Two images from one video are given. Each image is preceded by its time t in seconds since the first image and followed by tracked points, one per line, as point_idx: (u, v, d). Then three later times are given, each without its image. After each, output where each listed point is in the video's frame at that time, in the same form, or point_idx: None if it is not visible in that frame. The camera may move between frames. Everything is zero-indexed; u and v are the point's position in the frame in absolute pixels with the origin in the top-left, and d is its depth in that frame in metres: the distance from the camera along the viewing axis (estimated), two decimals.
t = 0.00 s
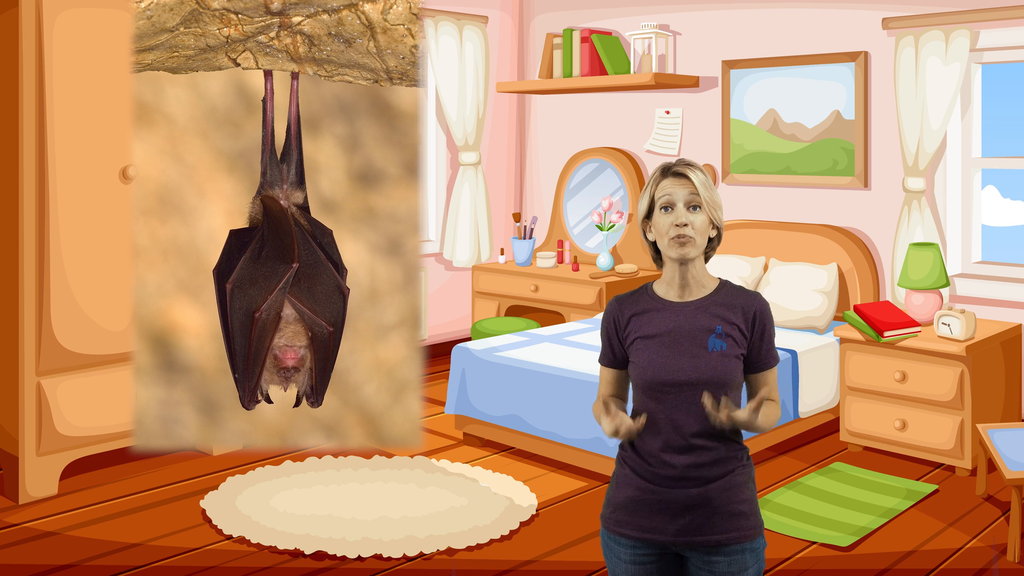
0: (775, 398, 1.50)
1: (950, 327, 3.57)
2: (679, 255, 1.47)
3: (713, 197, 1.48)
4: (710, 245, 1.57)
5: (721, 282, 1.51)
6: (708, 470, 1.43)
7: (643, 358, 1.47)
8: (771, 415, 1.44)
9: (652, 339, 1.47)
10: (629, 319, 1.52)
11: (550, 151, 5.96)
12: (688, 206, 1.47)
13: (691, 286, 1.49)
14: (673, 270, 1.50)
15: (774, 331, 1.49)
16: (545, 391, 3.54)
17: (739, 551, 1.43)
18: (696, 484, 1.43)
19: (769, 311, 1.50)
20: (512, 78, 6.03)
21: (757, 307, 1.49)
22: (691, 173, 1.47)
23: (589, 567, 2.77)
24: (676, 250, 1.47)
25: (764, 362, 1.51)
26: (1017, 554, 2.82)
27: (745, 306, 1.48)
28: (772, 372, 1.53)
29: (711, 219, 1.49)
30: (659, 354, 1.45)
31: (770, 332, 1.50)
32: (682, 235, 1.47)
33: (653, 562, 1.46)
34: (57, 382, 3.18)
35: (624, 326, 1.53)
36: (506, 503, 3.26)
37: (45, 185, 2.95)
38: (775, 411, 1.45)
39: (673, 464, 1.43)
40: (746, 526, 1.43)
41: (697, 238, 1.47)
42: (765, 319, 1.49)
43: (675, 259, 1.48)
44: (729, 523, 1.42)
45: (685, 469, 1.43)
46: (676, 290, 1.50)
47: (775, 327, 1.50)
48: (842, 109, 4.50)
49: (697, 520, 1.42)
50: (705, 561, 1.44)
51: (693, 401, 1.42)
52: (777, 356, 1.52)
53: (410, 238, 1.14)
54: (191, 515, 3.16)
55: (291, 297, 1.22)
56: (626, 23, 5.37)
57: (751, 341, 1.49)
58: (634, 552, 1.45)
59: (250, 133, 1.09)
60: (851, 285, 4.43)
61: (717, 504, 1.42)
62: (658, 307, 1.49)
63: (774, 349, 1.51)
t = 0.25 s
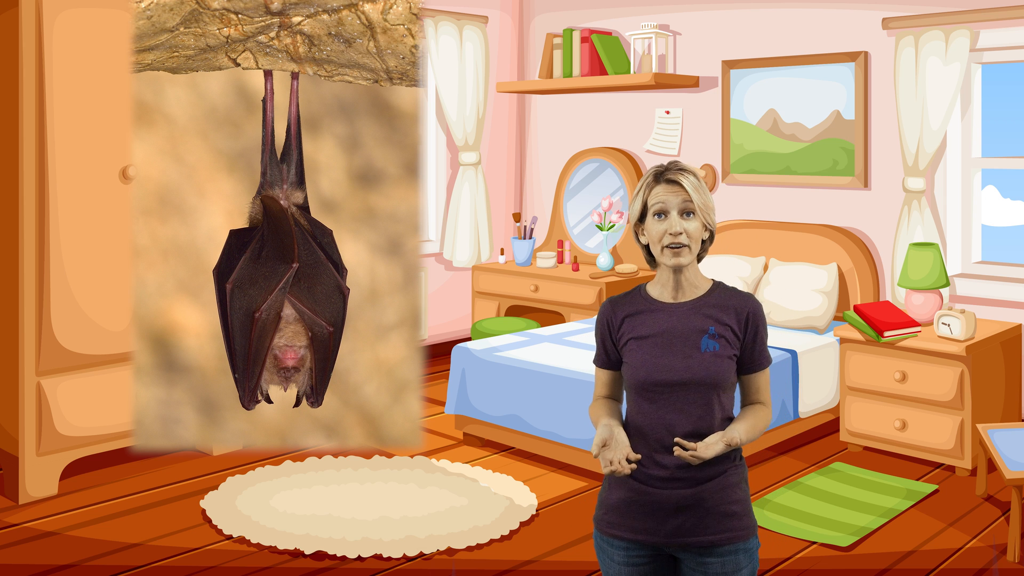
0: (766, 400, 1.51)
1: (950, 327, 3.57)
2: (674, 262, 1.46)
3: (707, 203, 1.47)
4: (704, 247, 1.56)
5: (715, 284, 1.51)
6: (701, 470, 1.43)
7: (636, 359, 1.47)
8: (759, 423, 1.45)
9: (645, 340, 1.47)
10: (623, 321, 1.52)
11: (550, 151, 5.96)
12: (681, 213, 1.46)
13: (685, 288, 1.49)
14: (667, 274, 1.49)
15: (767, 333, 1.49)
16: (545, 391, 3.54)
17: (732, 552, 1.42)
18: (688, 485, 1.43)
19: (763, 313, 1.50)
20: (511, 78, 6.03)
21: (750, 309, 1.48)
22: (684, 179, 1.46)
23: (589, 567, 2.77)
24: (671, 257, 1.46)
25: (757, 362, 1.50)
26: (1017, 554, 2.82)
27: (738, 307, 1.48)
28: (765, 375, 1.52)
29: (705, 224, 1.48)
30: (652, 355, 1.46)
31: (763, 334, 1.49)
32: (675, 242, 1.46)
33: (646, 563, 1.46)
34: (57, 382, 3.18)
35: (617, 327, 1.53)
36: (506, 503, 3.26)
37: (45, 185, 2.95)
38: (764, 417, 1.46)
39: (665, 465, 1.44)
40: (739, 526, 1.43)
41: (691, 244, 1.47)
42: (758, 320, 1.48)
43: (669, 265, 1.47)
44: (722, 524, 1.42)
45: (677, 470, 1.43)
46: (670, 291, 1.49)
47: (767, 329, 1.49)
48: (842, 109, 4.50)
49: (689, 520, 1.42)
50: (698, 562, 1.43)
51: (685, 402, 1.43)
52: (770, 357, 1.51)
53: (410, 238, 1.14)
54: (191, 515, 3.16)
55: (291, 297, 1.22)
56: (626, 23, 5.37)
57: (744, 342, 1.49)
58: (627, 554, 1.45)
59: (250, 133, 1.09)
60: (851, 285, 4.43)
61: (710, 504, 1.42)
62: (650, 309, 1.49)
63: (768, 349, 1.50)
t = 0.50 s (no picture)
0: (761, 402, 1.51)
1: (950, 327, 3.57)
2: (669, 263, 1.46)
3: (702, 203, 1.47)
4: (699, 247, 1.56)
5: (710, 284, 1.51)
6: (695, 471, 1.43)
7: (630, 360, 1.47)
8: (756, 423, 1.45)
9: (640, 340, 1.47)
10: (617, 321, 1.52)
11: (550, 151, 5.96)
12: (677, 213, 1.46)
13: (680, 289, 1.49)
14: (662, 274, 1.49)
15: (762, 334, 1.49)
16: (545, 391, 3.54)
17: (727, 553, 1.42)
18: (682, 486, 1.43)
19: (757, 313, 1.50)
20: (512, 78, 6.03)
21: (745, 309, 1.49)
22: (679, 179, 1.46)
23: (590, 567, 2.77)
24: (666, 257, 1.46)
25: (752, 363, 1.50)
26: (1017, 554, 2.82)
27: (733, 308, 1.48)
28: (759, 375, 1.52)
29: (700, 224, 1.48)
30: (646, 356, 1.46)
31: (758, 334, 1.50)
32: (671, 242, 1.46)
33: (641, 564, 1.46)
34: (57, 382, 3.18)
35: (612, 327, 1.53)
36: (506, 503, 3.26)
37: (45, 185, 2.95)
38: (760, 419, 1.46)
39: (659, 466, 1.44)
40: (733, 527, 1.43)
41: (687, 243, 1.46)
42: (752, 321, 1.49)
43: (665, 266, 1.47)
44: (717, 525, 1.42)
45: (671, 471, 1.43)
46: (665, 293, 1.49)
47: (762, 329, 1.49)
48: (842, 109, 4.50)
49: (683, 521, 1.42)
50: (693, 563, 1.43)
51: (680, 402, 1.44)
52: (765, 357, 1.51)
53: (410, 238, 1.14)
54: (191, 515, 3.16)
55: (291, 297, 1.22)
56: (626, 23, 5.37)
57: (739, 342, 1.49)
58: (621, 555, 1.45)
59: (250, 133, 1.09)
60: (851, 285, 4.43)
61: (704, 505, 1.42)
62: (645, 309, 1.49)
63: (762, 350, 1.51)
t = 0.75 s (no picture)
0: (761, 401, 1.51)
1: (950, 327, 3.57)
2: (666, 255, 1.46)
3: (701, 198, 1.47)
4: (698, 246, 1.57)
5: (708, 284, 1.51)
6: (692, 472, 1.43)
7: (628, 359, 1.47)
8: (753, 420, 1.45)
9: (637, 340, 1.47)
10: (615, 320, 1.52)
11: (550, 151, 5.96)
12: (675, 207, 1.47)
13: (678, 287, 1.49)
14: (660, 271, 1.49)
15: (761, 335, 1.49)
16: (545, 391, 3.54)
17: (725, 553, 1.42)
18: (679, 486, 1.43)
19: (756, 313, 1.50)
20: (512, 78, 6.03)
21: (743, 309, 1.49)
22: (678, 174, 1.47)
23: (590, 567, 2.77)
24: (664, 250, 1.46)
25: (750, 363, 1.50)
26: (1017, 554, 2.82)
27: (732, 308, 1.48)
28: (757, 376, 1.52)
29: (698, 219, 1.48)
30: (644, 356, 1.46)
31: (756, 334, 1.50)
32: (669, 235, 1.46)
33: (639, 564, 1.46)
34: (57, 382, 3.18)
35: (609, 326, 1.53)
36: (506, 503, 3.26)
37: (45, 185, 2.95)
38: (757, 417, 1.46)
39: (656, 466, 1.43)
40: (732, 528, 1.42)
41: (685, 238, 1.46)
42: (751, 321, 1.49)
43: (663, 260, 1.47)
44: (715, 525, 1.42)
45: (669, 471, 1.43)
46: (664, 292, 1.50)
47: (761, 330, 1.49)
48: (842, 109, 4.50)
49: (681, 522, 1.42)
50: (691, 563, 1.43)
51: (677, 403, 1.43)
52: (763, 357, 1.51)
53: (410, 238, 1.14)
54: (191, 515, 3.16)
55: (291, 297, 1.22)
56: (626, 23, 5.37)
57: (738, 343, 1.49)
58: (620, 555, 1.45)
59: (250, 133, 1.09)
60: (851, 285, 4.43)
61: (702, 505, 1.42)
62: (643, 308, 1.49)
63: (761, 351, 1.51)
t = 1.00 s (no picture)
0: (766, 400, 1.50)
1: (950, 327, 3.57)
2: (671, 253, 1.47)
3: (704, 196, 1.48)
4: (701, 246, 1.57)
5: (712, 283, 1.51)
6: (695, 471, 1.42)
7: (632, 358, 1.47)
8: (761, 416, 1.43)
9: (641, 338, 1.47)
10: (620, 318, 1.52)
11: (550, 151, 5.96)
12: (679, 205, 1.47)
13: (682, 285, 1.49)
14: (665, 269, 1.49)
15: (764, 334, 1.49)
16: (546, 391, 3.54)
17: (728, 553, 1.42)
18: (682, 486, 1.43)
19: (760, 312, 1.50)
20: (512, 78, 6.03)
21: (747, 308, 1.49)
22: (682, 172, 1.48)
23: (590, 567, 2.77)
24: (669, 248, 1.47)
25: (754, 362, 1.50)
26: (1017, 554, 2.82)
27: (735, 307, 1.48)
28: (763, 374, 1.51)
29: (702, 217, 1.49)
30: (648, 354, 1.45)
31: (760, 333, 1.50)
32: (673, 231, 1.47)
33: (642, 563, 1.47)
34: (57, 382, 3.18)
35: (614, 324, 1.53)
36: (506, 503, 3.26)
37: (45, 185, 2.95)
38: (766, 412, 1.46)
39: (660, 465, 1.43)
40: (734, 528, 1.42)
41: (689, 235, 1.47)
42: (755, 320, 1.49)
43: (668, 257, 1.48)
44: (718, 525, 1.41)
45: (672, 471, 1.43)
46: (667, 289, 1.49)
47: (765, 329, 1.50)
48: (842, 109, 4.50)
49: (684, 521, 1.42)
50: (693, 563, 1.43)
51: (680, 401, 1.43)
52: (767, 357, 1.51)
53: (410, 238, 1.14)
54: (191, 515, 3.16)
55: (291, 297, 1.22)
56: (626, 23, 5.37)
57: (741, 342, 1.49)
58: (623, 554, 1.46)
59: (250, 133, 1.09)
60: (851, 285, 4.43)
61: (705, 505, 1.42)
62: (647, 306, 1.49)
63: (765, 349, 1.50)
